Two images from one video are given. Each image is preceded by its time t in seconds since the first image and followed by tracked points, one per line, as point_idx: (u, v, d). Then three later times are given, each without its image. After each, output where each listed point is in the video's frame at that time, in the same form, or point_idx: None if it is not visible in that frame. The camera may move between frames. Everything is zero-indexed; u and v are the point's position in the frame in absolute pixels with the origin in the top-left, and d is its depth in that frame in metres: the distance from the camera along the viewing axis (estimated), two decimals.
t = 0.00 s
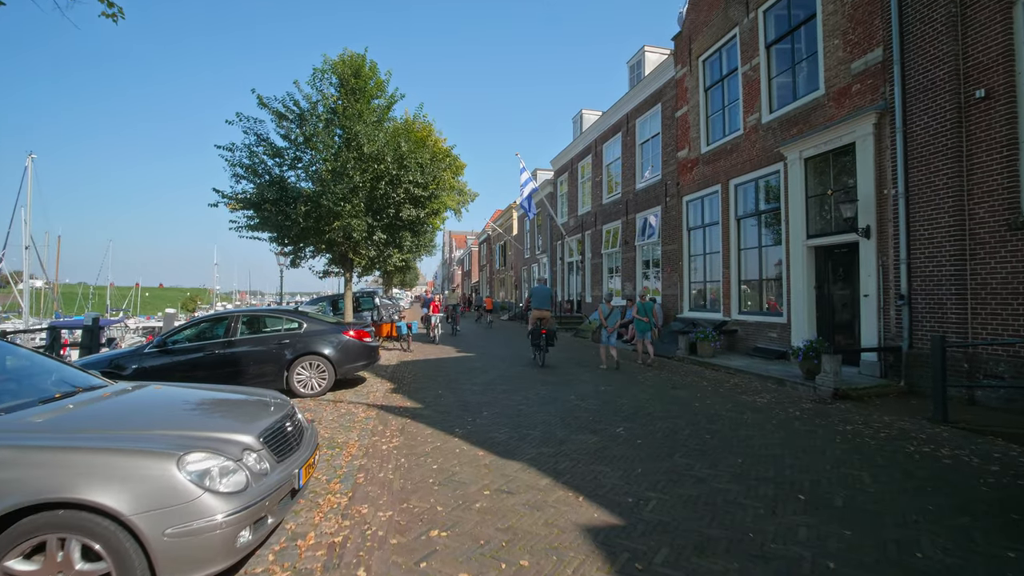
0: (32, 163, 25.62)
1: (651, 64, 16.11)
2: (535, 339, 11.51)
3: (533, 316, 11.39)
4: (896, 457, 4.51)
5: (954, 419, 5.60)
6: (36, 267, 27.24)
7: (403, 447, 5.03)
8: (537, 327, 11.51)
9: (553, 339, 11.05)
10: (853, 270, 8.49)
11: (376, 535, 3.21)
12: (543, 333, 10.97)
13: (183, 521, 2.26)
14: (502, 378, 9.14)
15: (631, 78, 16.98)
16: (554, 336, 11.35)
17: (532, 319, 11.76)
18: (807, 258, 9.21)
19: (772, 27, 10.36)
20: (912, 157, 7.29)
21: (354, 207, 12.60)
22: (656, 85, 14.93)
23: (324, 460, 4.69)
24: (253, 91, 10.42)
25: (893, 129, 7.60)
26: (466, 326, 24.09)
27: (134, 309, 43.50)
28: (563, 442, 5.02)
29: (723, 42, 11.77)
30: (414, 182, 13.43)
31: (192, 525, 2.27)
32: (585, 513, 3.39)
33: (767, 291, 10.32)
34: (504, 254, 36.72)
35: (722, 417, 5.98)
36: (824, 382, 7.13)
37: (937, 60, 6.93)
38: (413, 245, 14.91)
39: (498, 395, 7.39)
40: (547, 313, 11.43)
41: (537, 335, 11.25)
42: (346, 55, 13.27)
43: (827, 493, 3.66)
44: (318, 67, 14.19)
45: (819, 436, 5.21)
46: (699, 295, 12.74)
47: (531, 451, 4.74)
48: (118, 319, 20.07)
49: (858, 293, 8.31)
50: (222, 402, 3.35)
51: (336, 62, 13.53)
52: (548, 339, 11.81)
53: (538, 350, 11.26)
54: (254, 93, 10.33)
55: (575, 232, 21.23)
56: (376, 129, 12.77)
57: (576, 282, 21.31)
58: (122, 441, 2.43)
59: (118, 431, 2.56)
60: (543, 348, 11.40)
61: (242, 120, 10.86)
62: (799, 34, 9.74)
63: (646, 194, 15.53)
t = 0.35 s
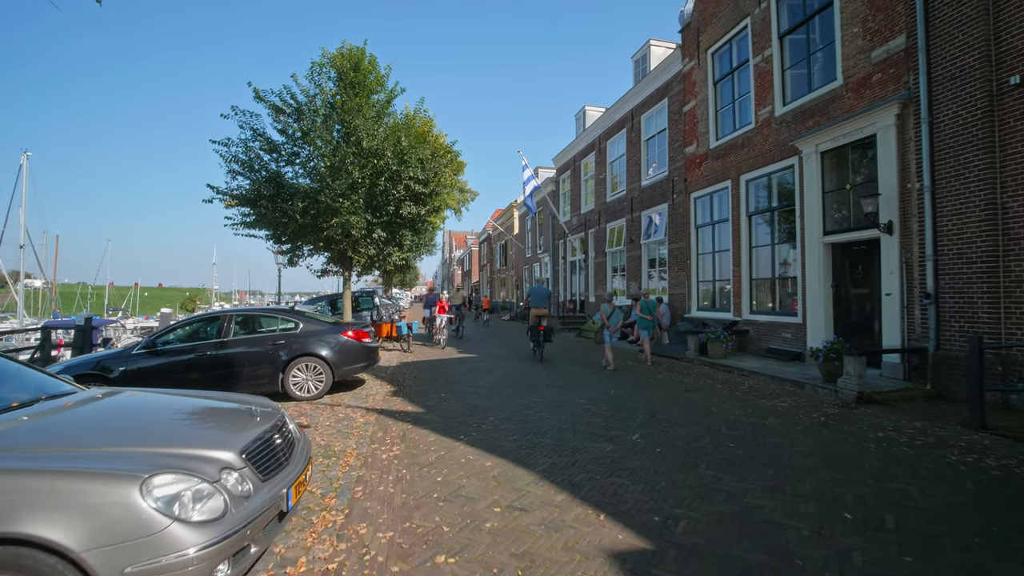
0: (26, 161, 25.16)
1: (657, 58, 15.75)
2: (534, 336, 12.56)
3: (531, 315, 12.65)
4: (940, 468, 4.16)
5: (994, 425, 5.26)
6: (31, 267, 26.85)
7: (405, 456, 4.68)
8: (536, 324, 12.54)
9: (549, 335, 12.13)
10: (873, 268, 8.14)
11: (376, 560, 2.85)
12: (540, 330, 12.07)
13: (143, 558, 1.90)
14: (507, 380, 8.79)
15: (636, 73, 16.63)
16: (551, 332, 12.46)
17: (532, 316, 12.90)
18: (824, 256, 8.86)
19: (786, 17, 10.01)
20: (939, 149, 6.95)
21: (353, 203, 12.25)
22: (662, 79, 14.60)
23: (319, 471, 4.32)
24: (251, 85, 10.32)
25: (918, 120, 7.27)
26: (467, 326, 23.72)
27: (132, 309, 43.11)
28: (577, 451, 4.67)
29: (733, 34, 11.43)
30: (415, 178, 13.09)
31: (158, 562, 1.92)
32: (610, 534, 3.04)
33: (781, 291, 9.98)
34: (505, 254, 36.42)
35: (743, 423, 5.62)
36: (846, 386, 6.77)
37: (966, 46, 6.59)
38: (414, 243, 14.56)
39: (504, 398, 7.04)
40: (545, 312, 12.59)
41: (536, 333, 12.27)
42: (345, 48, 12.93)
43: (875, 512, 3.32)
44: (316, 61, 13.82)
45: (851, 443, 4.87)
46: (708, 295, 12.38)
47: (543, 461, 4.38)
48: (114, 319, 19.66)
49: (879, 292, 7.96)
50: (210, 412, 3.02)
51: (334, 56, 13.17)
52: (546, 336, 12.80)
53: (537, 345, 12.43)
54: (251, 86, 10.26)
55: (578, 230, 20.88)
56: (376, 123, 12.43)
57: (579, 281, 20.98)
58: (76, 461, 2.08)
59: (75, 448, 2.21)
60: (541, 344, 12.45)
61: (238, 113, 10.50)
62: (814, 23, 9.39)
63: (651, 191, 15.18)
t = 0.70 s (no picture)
0: (23, 160, 24.80)
1: (664, 53, 15.38)
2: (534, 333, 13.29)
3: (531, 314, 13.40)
4: (995, 489, 3.79)
5: None
6: (27, 266, 26.48)
7: (407, 473, 4.29)
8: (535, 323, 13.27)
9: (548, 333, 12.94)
10: (897, 268, 7.76)
11: None
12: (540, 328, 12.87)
13: None
14: (512, 385, 8.41)
15: (642, 69, 16.25)
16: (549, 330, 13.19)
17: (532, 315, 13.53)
18: (843, 255, 8.48)
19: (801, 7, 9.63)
20: (971, 142, 6.57)
21: (352, 201, 11.87)
22: (669, 74, 14.23)
23: (312, 492, 3.92)
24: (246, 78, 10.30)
25: (947, 112, 6.89)
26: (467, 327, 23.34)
27: (131, 309, 42.73)
28: (594, 467, 4.29)
29: (745, 26, 11.06)
30: (416, 176, 12.73)
31: None
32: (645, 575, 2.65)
33: (797, 292, 9.60)
34: (506, 253, 36.00)
35: (769, 434, 5.24)
36: (873, 394, 6.38)
37: (1002, 33, 6.21)
38: (414, 243, 14.20)
39: (510, 406, 6.67)
40: (544, 310, 13.32)
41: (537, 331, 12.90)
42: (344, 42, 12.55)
43: (938, 546, 2.95)
44: (313, 55, 13.44)
45: (891, 460, 4.49)
46: (718, 296, 12.01)
47: (558, 480, 4.00)
48: (110, 320, 19.31)
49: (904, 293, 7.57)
50: (184, 434, 2.66)
51: (333, 50, 12.80)
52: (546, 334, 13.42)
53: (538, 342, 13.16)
54: (248, 80, 10.24)
55: (581, 230, 20.51)
56: (375, 119, 12.04)
57: (582, 281, 20.64)
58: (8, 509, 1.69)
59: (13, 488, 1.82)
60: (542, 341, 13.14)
61: (233, 108, 10.12)
62: (832, 13, 9.01)
63: (658, 188, 14.80)
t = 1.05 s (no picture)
0: (17, 157, 24.35)
1: (671, 46, 15.00)
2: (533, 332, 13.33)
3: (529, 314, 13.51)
4: None
5: None
6: (21, 265, 26.03)
7: (406, 487, 3.92)
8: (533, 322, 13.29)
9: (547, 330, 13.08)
10: (920, 265, 7.40)
11: None
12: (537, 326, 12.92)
13: None
14: (516, 388, 8.05)
15: (647, 63, 15.87)
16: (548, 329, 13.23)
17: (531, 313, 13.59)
18: (862, 253, 8.12)
19: None
20: (1003, 132, 6.21)
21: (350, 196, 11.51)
22: (676, 67, 13.86)
23: (301, 509, 3.56)
24: (240, 70, 10.39)
25: (977, 101, 6.53)
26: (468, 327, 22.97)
27: (128, 309, 42.28)
28: (610, 480, 3.93)
29: (756, 16, 10.69)
30: (417, 172, 12.38)
31: None
32: None
33: (813, 290, 9.24)
34: (507, 252, 35.61)
35: (796, 443, 4.87)
36: (900, 398, 6.02)
37: None
38: (414, 241, 13.83)
39: (516, 411, 6.30)
40: (543, 310, 13.41)
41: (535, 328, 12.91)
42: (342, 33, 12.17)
43: None
44: (311, 47, 13.06)
45: (932, 471, 4.12)
46: (727, 295, 11.64)
47: (573, 496, 3.63)
48: (104, 320, 18.89)
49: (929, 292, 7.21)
50: (144, 455, 2.34)
51: (330, 42, 12.42)
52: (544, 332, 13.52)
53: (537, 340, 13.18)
54: (242, 70, 9.97)
55: (585, 228, 20.14)
56: (375, 112, 11.68)
57: (585, 280, 20.28)
58: None
59: None
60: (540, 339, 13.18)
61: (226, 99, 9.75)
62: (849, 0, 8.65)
63: (664, 185, 14.42)
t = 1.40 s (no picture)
0: (11, 154, 23.91)
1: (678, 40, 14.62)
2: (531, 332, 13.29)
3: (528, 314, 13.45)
4: None
5: None
6: (18, 264, 25.64)
7: (408, 508, 3.54)
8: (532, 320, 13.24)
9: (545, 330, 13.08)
10: (948, 264, 7.04)
11: None
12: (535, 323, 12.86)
13: None
14: (523, 393, 7.67)
15: (653, 57, 15.49)
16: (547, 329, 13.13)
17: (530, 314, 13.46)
18: (885, 251, 7.74)
19: None
20: None
21: (349, 192, 11.14)
22: (684, 61, 13.47)
23: (291, 535, 3.18)
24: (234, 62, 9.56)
25: (1013, 89, 6.17)
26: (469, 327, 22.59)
27: (126, 309, 41.86)
28: (634, 500, 3.55)
29: (770, 6, 10.32)
30: (418, 169, 12.02)
31: None
32: None
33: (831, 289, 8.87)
34: (508, 252, 35.22)
35: (831, 455, 4.50)
36: (933, 405, 5.65)
37: None
38: (415, 240, 13.46)
39: (525, 418, 5.93)
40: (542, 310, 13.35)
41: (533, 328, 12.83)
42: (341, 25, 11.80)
43: None
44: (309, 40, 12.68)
45: (986, 488, 3.76)
46: (739, 295, 11.27)
47: (595, 520, 3.26)
48: (98, 320, 18.48)
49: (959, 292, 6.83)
50: (94, 489, 1.98)
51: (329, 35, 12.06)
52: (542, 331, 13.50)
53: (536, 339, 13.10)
54: (236, 62, 9.56)
55: (588, 227, 19.76)
56: (375, 106, 11.31)
57: (588, 280, 19.92)
58: None
59: None
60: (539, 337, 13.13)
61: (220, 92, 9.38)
62: None
63: (672, 182, 14.05)
